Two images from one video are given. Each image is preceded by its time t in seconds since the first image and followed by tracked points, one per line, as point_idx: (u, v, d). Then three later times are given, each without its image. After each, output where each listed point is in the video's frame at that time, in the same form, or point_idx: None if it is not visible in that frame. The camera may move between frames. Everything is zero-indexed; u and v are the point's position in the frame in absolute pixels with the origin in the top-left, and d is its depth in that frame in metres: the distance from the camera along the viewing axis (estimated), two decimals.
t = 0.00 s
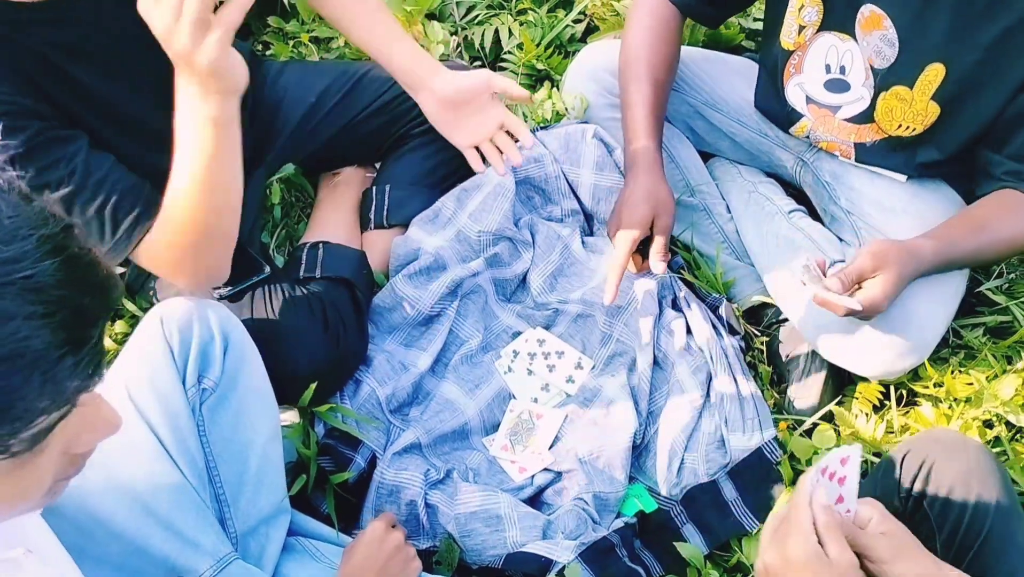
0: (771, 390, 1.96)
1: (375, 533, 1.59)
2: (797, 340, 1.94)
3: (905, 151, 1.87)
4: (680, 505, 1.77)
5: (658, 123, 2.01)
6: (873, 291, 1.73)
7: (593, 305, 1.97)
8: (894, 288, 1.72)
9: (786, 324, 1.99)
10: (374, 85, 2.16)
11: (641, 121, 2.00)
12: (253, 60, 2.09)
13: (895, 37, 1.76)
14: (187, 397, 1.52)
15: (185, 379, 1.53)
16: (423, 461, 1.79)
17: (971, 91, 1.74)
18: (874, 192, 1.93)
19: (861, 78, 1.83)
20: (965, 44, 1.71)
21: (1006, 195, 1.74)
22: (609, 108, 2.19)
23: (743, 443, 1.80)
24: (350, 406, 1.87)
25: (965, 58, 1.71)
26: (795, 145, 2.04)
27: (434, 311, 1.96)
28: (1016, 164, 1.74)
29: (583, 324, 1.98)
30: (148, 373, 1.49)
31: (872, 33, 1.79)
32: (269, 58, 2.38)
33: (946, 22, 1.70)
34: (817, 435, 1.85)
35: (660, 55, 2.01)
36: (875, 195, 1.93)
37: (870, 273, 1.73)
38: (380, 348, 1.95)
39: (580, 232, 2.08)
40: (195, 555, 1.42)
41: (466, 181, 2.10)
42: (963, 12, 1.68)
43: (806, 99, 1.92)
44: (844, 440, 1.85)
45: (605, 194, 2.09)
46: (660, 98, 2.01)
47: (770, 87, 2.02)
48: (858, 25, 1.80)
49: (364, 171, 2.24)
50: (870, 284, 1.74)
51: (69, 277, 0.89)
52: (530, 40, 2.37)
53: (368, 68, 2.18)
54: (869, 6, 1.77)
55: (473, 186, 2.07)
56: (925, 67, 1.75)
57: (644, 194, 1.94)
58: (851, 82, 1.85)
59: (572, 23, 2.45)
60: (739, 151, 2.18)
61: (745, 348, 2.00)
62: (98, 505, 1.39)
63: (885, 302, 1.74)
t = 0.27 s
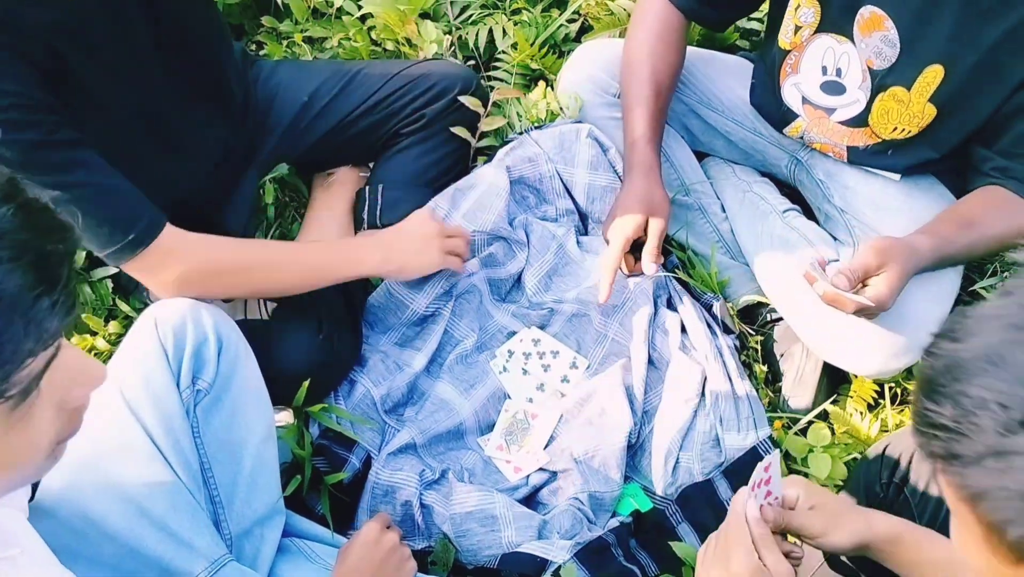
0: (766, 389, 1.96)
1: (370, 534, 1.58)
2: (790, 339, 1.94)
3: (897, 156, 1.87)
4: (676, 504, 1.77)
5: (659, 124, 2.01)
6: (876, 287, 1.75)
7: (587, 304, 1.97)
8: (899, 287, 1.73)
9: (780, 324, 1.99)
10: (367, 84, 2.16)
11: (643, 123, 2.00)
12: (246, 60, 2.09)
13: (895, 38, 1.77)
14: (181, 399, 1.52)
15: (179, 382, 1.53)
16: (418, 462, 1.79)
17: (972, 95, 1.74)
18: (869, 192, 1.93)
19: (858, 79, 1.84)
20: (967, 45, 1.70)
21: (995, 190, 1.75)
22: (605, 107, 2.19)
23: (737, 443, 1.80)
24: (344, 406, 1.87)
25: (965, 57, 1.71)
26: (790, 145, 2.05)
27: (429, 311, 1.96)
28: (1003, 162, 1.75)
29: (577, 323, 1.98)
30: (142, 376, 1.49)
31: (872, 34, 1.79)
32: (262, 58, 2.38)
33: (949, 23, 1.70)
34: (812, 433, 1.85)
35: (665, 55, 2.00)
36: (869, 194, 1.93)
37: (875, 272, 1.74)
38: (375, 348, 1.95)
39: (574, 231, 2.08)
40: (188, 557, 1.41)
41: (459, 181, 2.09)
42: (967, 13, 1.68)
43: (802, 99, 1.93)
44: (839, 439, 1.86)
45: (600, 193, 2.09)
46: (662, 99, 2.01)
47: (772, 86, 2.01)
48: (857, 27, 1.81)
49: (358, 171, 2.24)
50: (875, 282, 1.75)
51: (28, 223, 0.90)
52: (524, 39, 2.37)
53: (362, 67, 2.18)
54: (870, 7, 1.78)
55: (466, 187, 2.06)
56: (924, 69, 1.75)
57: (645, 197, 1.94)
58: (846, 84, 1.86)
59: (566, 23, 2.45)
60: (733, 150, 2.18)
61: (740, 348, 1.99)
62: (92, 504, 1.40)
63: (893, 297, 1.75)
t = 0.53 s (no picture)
0: (755, 385, 1.97)
1: (357, 530, 1.59)
2: (778, 336, 1.95)
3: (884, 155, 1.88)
4: (665, 501, 1.77)
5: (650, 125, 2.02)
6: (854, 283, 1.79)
7: (576, 301, 1.97)
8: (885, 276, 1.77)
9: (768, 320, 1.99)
10: (355, 82, 2.16)
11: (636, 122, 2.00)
12: (234, 57, 2.08)
13: (884, 35, 1.77)
14: (168, 398, 1.51)
15: (165, 381, 1.52)
16: (406, 460, 1.79)
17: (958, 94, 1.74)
18: (856, 188, 1.93)
19: (846, 78, 1.84)
20: (954, 41, 1.70)
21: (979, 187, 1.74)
22: (593, 104, 2.18)
23: (726, 440, 1.81)
24: (332, 405, 1.87)
25: (951, 52, 1.71)
26: (777, 142, 2.05)
27: (417, 309, 1.95)
28: (989, 158, 1.75)
29: (566, 321, 1.98)
30: (128, 375, 1.49)
31: (861, 33, 1.80)
32: (251, 55, 2.37)
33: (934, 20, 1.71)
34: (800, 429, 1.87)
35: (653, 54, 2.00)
36: (856, 190, 1.93)
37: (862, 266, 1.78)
38: (362, 347, 1.94)
39: (563, 229, 2.07)
40: (175, 557, 1.41)
41: (448, 179, 2.09)
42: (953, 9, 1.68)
43: (791, 96, 1.93)
44: (828, 435, 1.86)
45: (588, 191, 2.08)
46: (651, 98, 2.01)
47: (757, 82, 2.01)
48: (846, 26, 1.81)
49: (348, 168, 2.23)
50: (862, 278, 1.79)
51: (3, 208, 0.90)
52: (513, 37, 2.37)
53: (349, 65, 2.17)
54: (858, 6, 1.79)
55: (454, 185, 2.05)
56: (913, 65, 1.75)
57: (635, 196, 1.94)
58: (834, 83, 1.86)
59: (554, 20, 2.44)
60: (722, 147, 2.18)
61: (728, 344, 2.00)
62: (79, 506, 1.41)
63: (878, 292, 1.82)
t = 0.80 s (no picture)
0: (753, 383, 1.98)
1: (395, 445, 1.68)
2: (776, 335, 1.96)
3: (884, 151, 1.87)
4: (663, 499, 1.77)
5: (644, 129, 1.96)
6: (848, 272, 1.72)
7: (575, 301, 1.96)
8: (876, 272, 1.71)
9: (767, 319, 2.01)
10: (353, 82, 2.16)
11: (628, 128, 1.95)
12: (233, 57, 2.09)
13: (887, 31, 1.74)
14: (162, 396, 1.55)
15: (161, 380, 1.56)
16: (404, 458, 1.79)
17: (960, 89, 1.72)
18: (854, 187, 1.94)
19: (848, 73, 1.83)
20: (954, 38, 1.68)
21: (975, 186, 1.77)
22: (591, 103, 2.18)
23: (724, 439, 1.81)
24: (332, 404, 1.87)
25: (952, 47, 1.68)
26: (775, 141, 2.05)
27: (416, 308, 1.96)
28: (990, 157, 1.76)
29: (565, 320, 1.98)
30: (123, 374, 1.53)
31: (864, 28, 1.77)
32: (250, 55, 2.37)
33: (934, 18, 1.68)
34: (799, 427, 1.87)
35: (639, 55, 1.93)
36: (854, 189, 1.94)
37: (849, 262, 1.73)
38: (362, 345, 1.95)
39: (561, 228, 2.07)
40: (170, 551, 1.41)
41: (447, 179, 2.09)
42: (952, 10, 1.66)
43: (792, 91, 1.92)
44: (827, 433, 1.86)
45: (587, 189, 2.09)
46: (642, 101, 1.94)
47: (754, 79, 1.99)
48: (848, 20, 1.78)
49: (347, 167, 2.23)
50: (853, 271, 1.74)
51: None
52: (512, 36, 2.37)
53: (347, 66, 2.18)
54: (859, 2, 1.75)
55: (453, 185, 2.06)
56: (915, 62, 1.73)
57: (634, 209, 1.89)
58: (837, 77, 1.84)
59: (553, 19, 2.45)
60: (720, 146, 2.19)
61: (727, 342, 2.00)
62: (78, 502, 1.41)
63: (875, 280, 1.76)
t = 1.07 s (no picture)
0: (752, 382, 1.98)
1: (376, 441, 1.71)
2: (776, 334, 1.96)
3: (887, 149, 1.87)
4: (662, 499, 1.78)
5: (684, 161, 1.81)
6: (860, 270, 1.68)
7: (575, 301, 1.96)
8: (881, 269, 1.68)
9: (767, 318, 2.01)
10: (355, 82, 2.16)
11: (670, 159, 1.80)
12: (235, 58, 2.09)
13: (896, 29, 1.73)
14: (166, 396, 1.56)
15: (164, 380, 1.57)
16: (404, 457, 1.79)
17: (968, 87, 1.72)
18: (854, 186, 1.94)
19: (853, 69, 1.82)
20: (961, 38, 1.68)
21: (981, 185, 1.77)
22: (590, 101, 2.18)
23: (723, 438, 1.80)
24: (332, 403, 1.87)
25: (961, 47, 1.69)
26: (775, 141, 2.05)
27: (416, 308, 1.96)
28: (992, 155, 1.76)
29: (565, 319, 1.98)
30: (127, 374, 1.54)
31: (871, 27, 1.76)
32: (250, 55, 2.37)
33: (941, 19, 1.69)
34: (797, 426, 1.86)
35: (671, 78, 1.80)
36: (854, 188, 1.94)
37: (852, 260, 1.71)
38: (364, 344, 1.95)
39: (561, 227, 2.07)
40: (171, 549, 1.41)
41: (447, 179, 2.09)
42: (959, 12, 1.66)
43: (795, 87, 1.91)
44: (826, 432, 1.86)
45: (587, 188, 2.10)
46: (676, 127, 1.82)
47: (757, 69, 1.96)
48: (853, 18, 1.77)
49: (347, 167, 2.23)
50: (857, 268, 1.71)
51: None
52: (511, 35, 2.37)
53: (350, 67, 2.18)
54: (865, 2, 1.74)
55: (454, 184, 2.06)
56: (923, 58, 1.73)
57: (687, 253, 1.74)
58: (841, 73, 1.84)
59: (553, 19, 2.45)
60: (720, 146, 2.19)
61: (727, 342, 2.01)
62: (80, 502, 1.43)
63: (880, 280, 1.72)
